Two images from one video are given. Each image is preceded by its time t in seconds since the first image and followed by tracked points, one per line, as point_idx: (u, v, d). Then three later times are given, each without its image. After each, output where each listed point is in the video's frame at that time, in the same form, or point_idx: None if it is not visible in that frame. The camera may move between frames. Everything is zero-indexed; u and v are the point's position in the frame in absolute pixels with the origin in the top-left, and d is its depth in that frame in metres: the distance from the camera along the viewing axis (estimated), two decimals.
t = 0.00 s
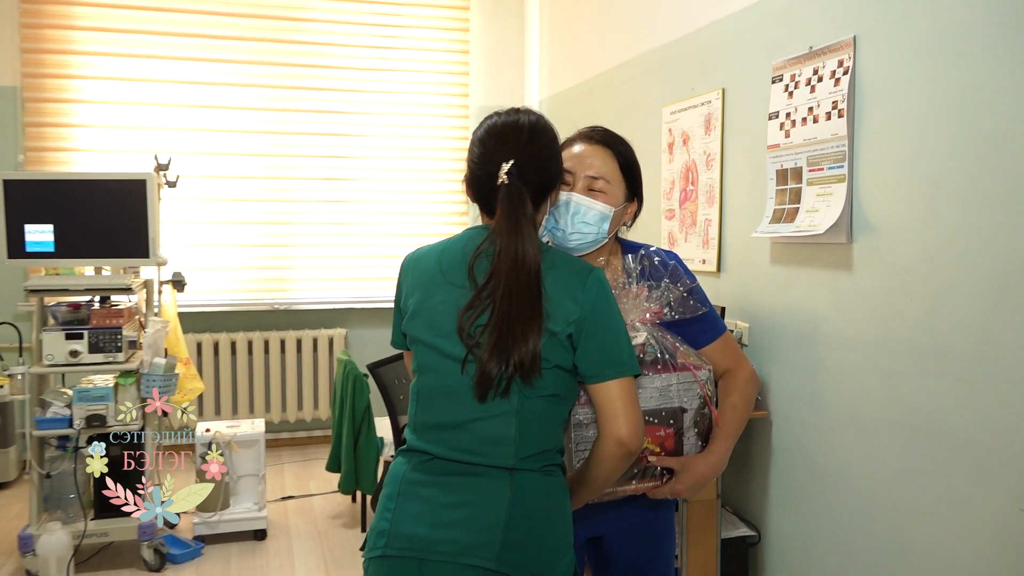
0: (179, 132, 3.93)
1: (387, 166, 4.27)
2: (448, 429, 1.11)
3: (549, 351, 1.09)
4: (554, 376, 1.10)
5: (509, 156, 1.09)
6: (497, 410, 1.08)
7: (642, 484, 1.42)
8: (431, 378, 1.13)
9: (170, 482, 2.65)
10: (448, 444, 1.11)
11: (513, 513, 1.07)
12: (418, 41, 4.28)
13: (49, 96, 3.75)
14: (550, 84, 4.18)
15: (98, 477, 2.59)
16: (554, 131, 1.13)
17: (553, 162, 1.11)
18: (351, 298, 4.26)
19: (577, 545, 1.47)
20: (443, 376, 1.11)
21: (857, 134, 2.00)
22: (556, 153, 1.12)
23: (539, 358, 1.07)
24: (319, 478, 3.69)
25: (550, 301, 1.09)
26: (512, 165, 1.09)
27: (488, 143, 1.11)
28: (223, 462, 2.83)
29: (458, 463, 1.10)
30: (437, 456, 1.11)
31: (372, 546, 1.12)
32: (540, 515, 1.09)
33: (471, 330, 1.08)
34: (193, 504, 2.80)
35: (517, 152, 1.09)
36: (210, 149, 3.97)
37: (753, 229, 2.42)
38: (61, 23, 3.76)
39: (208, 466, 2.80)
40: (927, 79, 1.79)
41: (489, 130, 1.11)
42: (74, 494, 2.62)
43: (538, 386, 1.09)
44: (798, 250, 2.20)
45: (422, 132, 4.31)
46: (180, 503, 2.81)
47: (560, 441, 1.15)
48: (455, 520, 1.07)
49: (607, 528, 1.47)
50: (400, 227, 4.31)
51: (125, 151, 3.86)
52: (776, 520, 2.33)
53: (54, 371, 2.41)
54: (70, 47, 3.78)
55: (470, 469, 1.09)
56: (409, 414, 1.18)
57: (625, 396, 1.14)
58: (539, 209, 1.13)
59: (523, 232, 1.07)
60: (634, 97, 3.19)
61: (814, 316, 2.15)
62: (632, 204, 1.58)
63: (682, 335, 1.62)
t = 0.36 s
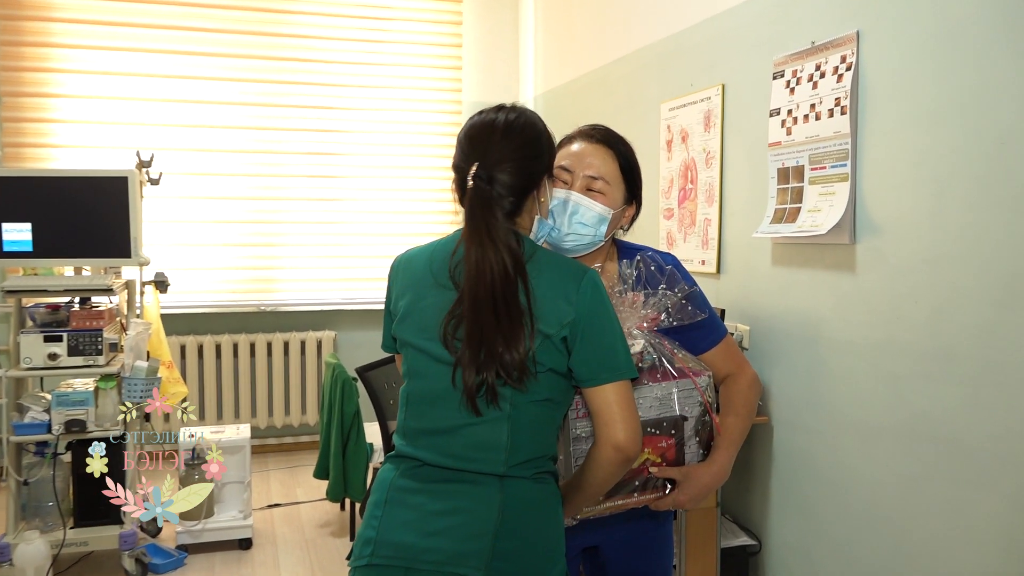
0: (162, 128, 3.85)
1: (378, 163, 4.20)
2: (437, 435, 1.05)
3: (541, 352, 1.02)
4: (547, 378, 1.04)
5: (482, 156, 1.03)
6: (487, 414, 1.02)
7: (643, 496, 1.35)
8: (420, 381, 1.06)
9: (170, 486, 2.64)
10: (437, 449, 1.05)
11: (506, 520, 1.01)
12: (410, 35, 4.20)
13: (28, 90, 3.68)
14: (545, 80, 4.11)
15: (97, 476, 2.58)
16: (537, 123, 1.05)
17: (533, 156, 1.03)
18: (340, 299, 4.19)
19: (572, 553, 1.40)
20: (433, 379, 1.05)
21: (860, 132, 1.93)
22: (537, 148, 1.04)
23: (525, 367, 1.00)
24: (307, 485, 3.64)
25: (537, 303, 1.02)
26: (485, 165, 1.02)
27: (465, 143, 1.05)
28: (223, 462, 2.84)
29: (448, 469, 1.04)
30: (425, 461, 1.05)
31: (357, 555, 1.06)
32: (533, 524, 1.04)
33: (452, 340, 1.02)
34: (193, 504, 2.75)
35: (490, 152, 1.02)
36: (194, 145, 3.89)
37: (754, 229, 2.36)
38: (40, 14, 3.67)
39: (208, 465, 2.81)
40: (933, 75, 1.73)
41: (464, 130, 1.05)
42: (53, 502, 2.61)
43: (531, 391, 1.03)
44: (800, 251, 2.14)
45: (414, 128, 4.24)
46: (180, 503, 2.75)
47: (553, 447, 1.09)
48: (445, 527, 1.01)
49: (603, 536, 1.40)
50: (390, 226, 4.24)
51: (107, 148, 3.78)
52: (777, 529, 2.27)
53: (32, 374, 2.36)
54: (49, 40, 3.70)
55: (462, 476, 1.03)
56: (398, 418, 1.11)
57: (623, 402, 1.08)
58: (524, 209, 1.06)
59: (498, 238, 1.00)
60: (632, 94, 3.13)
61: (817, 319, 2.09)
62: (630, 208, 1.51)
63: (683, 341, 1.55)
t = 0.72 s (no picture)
0: (150, 124, 3.79)
1: (372, 161, 4.14)
2: (428, 439, 0.99)
3: (536, 353, 0.96)
4: (544, 380, 0.98)
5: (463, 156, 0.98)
6: (481, 418, 0.96)
7: (644, 504, 1.30)
8: (410, 385, 1.01)
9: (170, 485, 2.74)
10: (428, 453, 0.99)
11: (500, 528, 0.96)
12: (405, 29, 4.14)
13: (13, 85, 3.61)
14: (544, 76, 4.05)
15: (97, 477, 2.59)
16: (524, 121, 0.99)
17: (517, 157, 0.98)
18: (333, 300, 4.13)
19: (571, 562, 1.34)
20: (423, 382, 0.99)
21: (867, 129, 1.88)
22: (522, 147, 0.98)
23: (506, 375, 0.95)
24: (299, 491, 3.62)
25: (525, 305, 0.97)
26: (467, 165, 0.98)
27: (448, 146, 1.01)
28: (223, 461, 2.89)
29: (439, 475, 0.98)
30: (415, 467, 1.00)
31: (347, 565, 1.01)
32: (529, 532, 0.99)
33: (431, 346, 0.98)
34: (193, 504, 2.81)
35: (471, 152, 0.98)
36: (184, 142, 3.83)
37: (758, 228, 2.30)
38: (24, 7, 3.61)
39: (208, 465, 2.86)
40: (940, 71, 1.67)
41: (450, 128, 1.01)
42: (38, 509, 2.59)
43: (527, 395, 0.97)
44: (805, 251, 2.09)
45: (409, 124, 4.18)
46: (181, 503, 2.81)
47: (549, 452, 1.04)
48: (437, 536, 0.96)
49: (605, 544, 1.34)
50: (386, 225, 4.18)
51: (94, 144, 3.73)
52: (782, 536, 2.22)
53: (16, 377, 2.38)
54: (34, 34, 3.63)
55: (454, 482, 0.97)
56: (388, 422, 1.06)
57: (626, 403, 1.03)
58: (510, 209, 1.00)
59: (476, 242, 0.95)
60: (632, 90, 3.07)
61: (822, 321, 2.03)
62: (633, 209, 1.45)
63: (686, 344, 1.49)
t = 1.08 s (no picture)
0: (148, 124, 3.77)
1: (372, 161, 4.11)
2: (427, 445, 0.96)
3: (538, 360, 0.93)
4: (547, 389, 0.95)
5: (465, 153, 0.95)
6: (482, 425, 0.93)
7: (647, 510, 1.26)
8: (408, 392, 0.98)
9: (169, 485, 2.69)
10: (427, 460, 0.96)
11: (502, 538, 0.93)
12: (407, 28, 4.11)
13: (8, 84, 3.59)
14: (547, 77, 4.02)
15: (98, 476, 2.58)
16: (530, 121, 0.96)
17: (520, 158, 0.95)
18: (333, 303, 4.11)
19: (574, 570, 1.31)
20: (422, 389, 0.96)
21: (875, 131, 1.84)
22: (527, 149, 0.95)
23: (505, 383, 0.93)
24: (297, 496, 3.60)
25: (524, 310, 0.93)
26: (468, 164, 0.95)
27: (450, 142, 0.98)
28: (223, 460, 2.91)
29: (437, 484, 0.94)
30: (413, 473, 0.96)
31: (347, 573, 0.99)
32: (531, 542, 0.95)
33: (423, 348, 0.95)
34: (193, 504, 2.76)
35: (473, 150, 0.94)
36: (182, 143, 3.81)
37: (763, 231, 2.27)
38: (20, 5, 3.58)
39: (208, 465, 2.87)
40: (951, 72, 1.64)
41: (451, 123, 0.98)
42: (32, 514, 2.59)
43: (527, 403, 0.94)
44: (811, 254, 2.06)
45: (410, 125, 4.15)
46: (180, 503, 2.75)
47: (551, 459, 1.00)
48: (436, 547, 0.92)
49: (608, 551, 1.31)
50: (386, 227, 4.16)
51: (92, 144, 3.71)
52: (787, 544, 2.19)
53: (11, 380, 2.39)
54: (30, 33, 3.60)
55: (453, 492, 0.94)
56: (386, 428, 1.02)
57: (633, 411, 1.00)
58: (513, 211, 0.97)
59: (473, 243, 0.93)
60: (636, 90, 3.04)
61: (829, 326, 2.00)
62: (632, 207, 1.43)
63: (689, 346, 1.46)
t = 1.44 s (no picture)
0: (148, 124, 3.76)
1: (372, 162, 4.10)
2: (430, 451, 0.98)
3: (541, 374, 0.95)
4: (549, 399, 0.97)
5: (484, 148, 0.94)
6: (484, 435, 0.95)
7: (648, 505, 1.26)
8: (411, 396, 0.99)
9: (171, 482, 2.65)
10: (431, 464, 0.98)
11: (505, 541, 0.96)
12: (407, 28, 4.10)
13: (8, 84, 3.59)
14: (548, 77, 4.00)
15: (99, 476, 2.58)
16: (556, 125, 0.94)
17: (542, 163, 0.93)
18: (333, 303, 4.10)
19: (577, 570, 1.31)
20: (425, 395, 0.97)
21: (877, 131, 1.83)
22: (550, 153, 0.94)
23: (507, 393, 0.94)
24: (297, 496, 3.60)
25: (529, 320, 0.94)
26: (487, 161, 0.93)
27: (472, 138, 0.96)
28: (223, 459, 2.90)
29: (441, 488, 0.97)
30: (416, 476, 0.99)
31: (354, 573, 1.02)
32: (534, 543, 0.98)
33: (427, 346, 0.95)
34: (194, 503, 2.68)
35: (494, 149, 0.93)
36: (182, 143, 3.80)
37: (765, 232, 2.26)
38: (21, 4, 3.58)
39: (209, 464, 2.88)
40: (954, 73, 1.63)
41: (476, 114, 0.96)
42: (32, 514, 2.60)
43: (530, 413, 0.96)
44: (813, 255, 2.05)
45: (411, 125, 4.14)
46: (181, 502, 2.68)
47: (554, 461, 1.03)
48: (441, 551, 0.95)
49: (611, 551, 1.31)
50: (386, 227, 4.15)
51: (92, 144, 3.70)
52: (787, 546, 2.19)
53: (11, 380, 2.39)
54: (30, 32, 3.60)
55: (456, 496, 0.97)
56: (387, 429, 1.04)
57: (636, 428, 1.00)
58: (527, 216, 0.97)
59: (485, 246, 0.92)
60: (637, 91, 3.04)
61: (830, 327, 1.99)
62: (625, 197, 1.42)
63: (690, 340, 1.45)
